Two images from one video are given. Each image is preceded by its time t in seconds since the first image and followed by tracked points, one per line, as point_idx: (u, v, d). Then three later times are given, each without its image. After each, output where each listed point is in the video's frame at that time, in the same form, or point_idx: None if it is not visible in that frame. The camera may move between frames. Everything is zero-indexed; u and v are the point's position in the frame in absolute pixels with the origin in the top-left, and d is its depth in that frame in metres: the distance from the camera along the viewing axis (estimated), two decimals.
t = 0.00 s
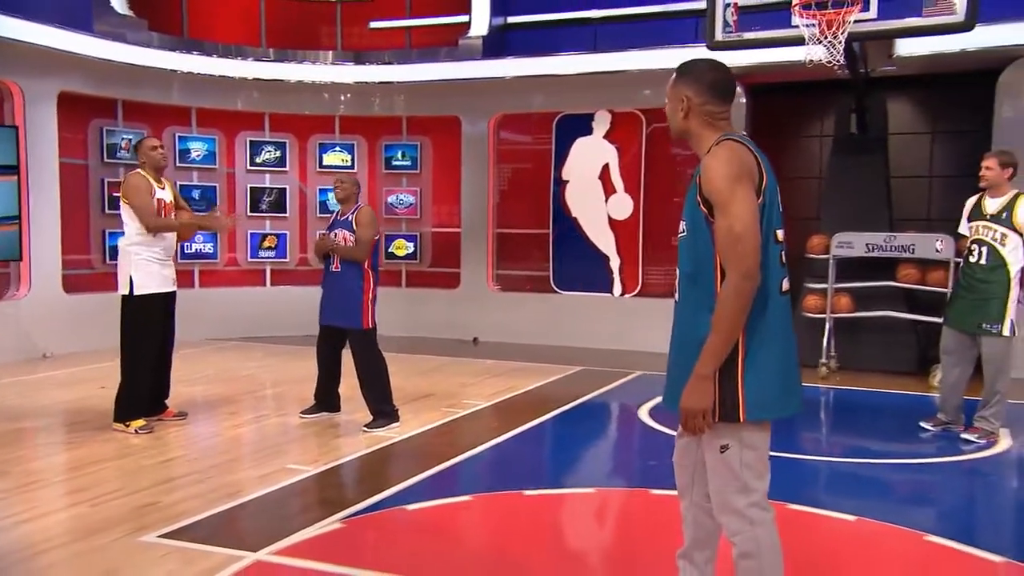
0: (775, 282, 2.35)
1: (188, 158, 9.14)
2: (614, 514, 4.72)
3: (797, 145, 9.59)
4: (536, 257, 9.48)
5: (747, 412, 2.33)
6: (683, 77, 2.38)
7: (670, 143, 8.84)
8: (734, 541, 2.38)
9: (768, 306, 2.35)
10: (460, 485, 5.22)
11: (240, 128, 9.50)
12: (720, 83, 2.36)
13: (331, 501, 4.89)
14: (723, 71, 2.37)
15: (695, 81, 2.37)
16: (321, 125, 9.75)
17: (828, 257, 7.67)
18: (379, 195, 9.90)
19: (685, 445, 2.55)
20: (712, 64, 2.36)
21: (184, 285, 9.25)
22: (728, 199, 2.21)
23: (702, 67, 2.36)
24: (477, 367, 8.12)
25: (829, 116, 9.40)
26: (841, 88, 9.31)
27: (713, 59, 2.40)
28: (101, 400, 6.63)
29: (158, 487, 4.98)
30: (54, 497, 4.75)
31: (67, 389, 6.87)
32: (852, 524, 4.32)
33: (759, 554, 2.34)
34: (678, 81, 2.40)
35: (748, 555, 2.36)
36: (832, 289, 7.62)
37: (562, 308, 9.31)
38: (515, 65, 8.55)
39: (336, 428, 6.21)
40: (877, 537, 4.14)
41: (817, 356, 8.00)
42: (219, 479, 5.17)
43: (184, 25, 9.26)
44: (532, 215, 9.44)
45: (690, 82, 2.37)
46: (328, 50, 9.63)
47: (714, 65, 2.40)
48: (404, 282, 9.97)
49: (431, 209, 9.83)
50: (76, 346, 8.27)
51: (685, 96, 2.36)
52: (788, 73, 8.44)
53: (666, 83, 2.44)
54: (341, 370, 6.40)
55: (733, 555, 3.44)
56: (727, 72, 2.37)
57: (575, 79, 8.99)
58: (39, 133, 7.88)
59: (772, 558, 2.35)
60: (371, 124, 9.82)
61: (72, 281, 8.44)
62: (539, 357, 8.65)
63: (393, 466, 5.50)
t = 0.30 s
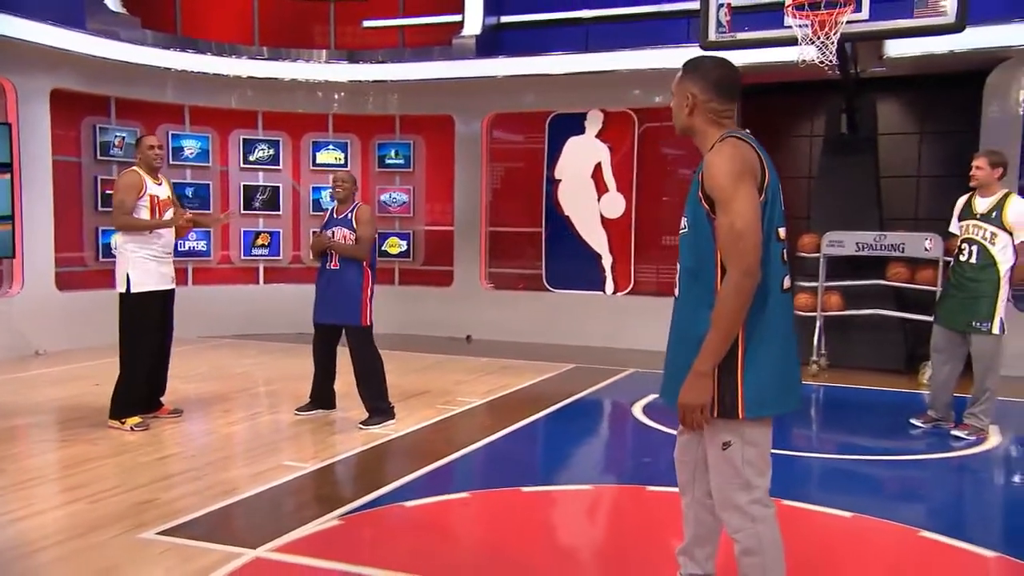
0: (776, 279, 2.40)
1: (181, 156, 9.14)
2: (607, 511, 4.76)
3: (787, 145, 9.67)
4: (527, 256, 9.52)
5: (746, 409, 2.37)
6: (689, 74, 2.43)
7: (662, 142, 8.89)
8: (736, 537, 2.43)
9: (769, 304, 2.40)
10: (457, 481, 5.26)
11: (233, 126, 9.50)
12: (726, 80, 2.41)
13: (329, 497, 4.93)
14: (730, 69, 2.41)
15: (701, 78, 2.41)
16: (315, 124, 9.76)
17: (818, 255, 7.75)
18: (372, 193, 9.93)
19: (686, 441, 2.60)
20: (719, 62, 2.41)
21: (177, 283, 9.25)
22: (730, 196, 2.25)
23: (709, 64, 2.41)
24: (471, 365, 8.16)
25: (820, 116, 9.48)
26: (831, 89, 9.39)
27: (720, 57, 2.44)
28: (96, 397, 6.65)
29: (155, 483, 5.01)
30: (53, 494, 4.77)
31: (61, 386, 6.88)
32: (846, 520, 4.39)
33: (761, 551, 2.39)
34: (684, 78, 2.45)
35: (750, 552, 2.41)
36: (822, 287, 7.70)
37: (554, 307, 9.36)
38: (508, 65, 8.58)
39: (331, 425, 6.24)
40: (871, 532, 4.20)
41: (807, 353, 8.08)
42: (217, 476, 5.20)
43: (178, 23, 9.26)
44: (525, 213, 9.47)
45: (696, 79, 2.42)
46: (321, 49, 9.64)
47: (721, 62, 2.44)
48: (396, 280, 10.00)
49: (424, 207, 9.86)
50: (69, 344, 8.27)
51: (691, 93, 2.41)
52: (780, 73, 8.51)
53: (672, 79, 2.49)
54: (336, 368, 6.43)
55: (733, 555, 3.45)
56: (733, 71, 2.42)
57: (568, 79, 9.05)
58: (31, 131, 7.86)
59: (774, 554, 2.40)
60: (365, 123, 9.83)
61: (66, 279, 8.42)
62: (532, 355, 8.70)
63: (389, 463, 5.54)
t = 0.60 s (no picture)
0: (776, 279, 2.46)
1: (174, 156, 9.15)
2: (603, 509, 4.83)
3: (775, 146, 9.78)
4: (518, 256, 9.57)
5: (747, 406, 2.43)
6: (693, 75, 2.50)
7: (652, 143, 8.97)
8: (738, 535, 2.49)
9: (769, 303, 2.46)
10: (454, 480, 5.32)
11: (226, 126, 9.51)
12: (728, 83, 2.48)
13: (325, 496, 4.97)
14: (732, 71, 2.49)
15: (704, 79, 2.48)
16: (307, 124, 9.78)
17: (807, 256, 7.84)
18: (364, 193, 9.97)
19: (687, 441, 2.67)
20: (722, 64, 2.48)
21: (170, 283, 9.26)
22: (732, 196, 2.32)
23: (712, 66, 2.48)
24: (464, 364, 8.22)
25: (807, 118, 9.59)
26: (819, 91, 9.51)
27: (723, 59, 2.51)
28: (90, 397, 6.66)
29: (153, 483, 5.04)
30: (51, 493, 4.79)
31: (55, 386, 6.89)
32: (838, 516, 4.47)
33: (762, 548, 2.45)
34: (687, 79, 2.51)
35: (751, 549, 2.47)
36: (810, 287, 7.80)
37: (546, 307, 9.43)
38: (499, 66, 8.64)
39: (326, 424, 6.29)
40: (864, 528, 4.29)
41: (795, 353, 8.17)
42: (214, 475, 5.23)
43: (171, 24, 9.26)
44: (517, 214, 9.52)
45: (699, 80, 2.49)
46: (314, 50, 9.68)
47: (725, 64, 2.51)
48: (389, 280, 10.04)
49: (416, 208, 9.91)
50: (61, 344, 8.26)
51: (694, 94, 2.47)
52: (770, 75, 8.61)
53: (676, 80, 2.56)
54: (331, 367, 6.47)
55: (733, 556, 3.48)
56: (735, 73, 2.49)
57: (559, 81, 9.12)
58: (23, 131, 7.85)
59: (775, 552, 2.46)
60: (357, 124, 9.86)
61: (58, 279, 8.40)
62: (524, 355, 8.77)
63: (384, 462, 5.59)
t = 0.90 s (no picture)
0: (780, 279, 2.53)
1: (169, 157, 9.16)
2: (601, 506, 4.90)
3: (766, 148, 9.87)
4: (512, 256, 9.63)
5: (751, 405, 2.50)
6: (698, 76, 2.57)
7: (645, 145, 9.05)
8: (742, 533, 2.55)
9: (773, 302, 2.53)
10: (453, 478, 5.37)
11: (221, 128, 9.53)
12: (732, 84, 2.55)
13: (325, 495, 5.02)
14: (736, 73, 2.55)
15: (709, 80, 2.55)
16: (301, 125, 9.81)
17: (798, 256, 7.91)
18: (359, 194, 10.02)
19: (689, 440, 2.73)
20: (726, 66, 2.55)
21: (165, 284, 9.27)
22: (737, 196, 2.38)
23: (717, 68, 2.54)
24: (459, 364, 8.27)
25: (798, 120, 9.69)
26: (809, 94, 9.61)
27: (727, 61, 2.58)
28: (88, 397, 6.69)
29: (153, 482, 5.07)
30: (53, 493, 4.82)
31: (52, 386, 6.91)
32: (835, 514, 4.55)
33: (766, 546, 2.51)
34: (692, 80, 2.58)
35: (755, 547, 2.53)
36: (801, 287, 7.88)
37: (539, 307, 9.49)
38: (493, 68, 8.69)
39: (324, 424, 6.33)
40: (860, 525, 4.36)
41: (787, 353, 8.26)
42: (214, 474, 5.27)
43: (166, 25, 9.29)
44: (511, 214, 9.58)
45: (704, 81, 2.56)
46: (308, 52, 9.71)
47: (729, 66, 2.58)
48: (383, 280, 10.09)
49: (411, 208, 9.96)
50: (56, 344, 8.27)
51: (698, 94, 2.54)
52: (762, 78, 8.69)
53: (681, 81, 2.62)
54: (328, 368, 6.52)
55: (735, 555, 3.53)
56: (739, 75, 2.56)
57: (552, 83, 9.19)
58: (17, 133, 7.85)
59: (778, 550, 2.53)
60: (352, 125, 9.90)
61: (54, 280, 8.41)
62: (519, 354, 8.83)
63: (382, 461, 5.63)
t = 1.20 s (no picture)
0: (780, 279, 2.59)
1: (161, 158, 9.16)
2: (597, 504, 4.96)
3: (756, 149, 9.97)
4: (504, 257, 9.69)
5: (753, 404, 2.56)
6: (698, 78, 2.63)
7: (636, 146, 9.12)
8: (743, 530, 2.61)
9: (774, 302, 2.59)
10: (449, 477, 5.42)
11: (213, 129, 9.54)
12: (731, 85, 2.61)
13: (323, 494, 5.06)
14: (735, 74, 2.62)
15: (709, 82, 2.61)
16: (294, 126, 9.83)
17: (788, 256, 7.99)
18: (351, 195, 10.06)
19: (689, 438, 2.80)
20: (725, 68, 2.61)
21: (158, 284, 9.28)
22: (739, 197, 2.44)
23: (716, 69, 2.61)
24: (453, 364, 8.32)
25: (787, 122, 9.79)
26: (798, 96, 9.72)
27: (726, 62, 2.64)
28: (83, 397, 6.70)
29: (151, 482, 5.10)
30: (52, 493, 4.84)
31: (46, 386, 6.91)
32: (829, 510, 4.62)
33: (767, 543, 2.58)
34: (692, 81, 2.64)
35: (756, 544, 2.59)
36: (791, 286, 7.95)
37: (531, 307, 9.55)
38: (485, 70, 8.73)
39: (320, 423, 6.36)
40: (852, 521, 4.44)
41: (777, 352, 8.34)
42: (211, 475, 5.30)
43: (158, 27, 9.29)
44: (503, 215, 9.63)
45: (704, 82, 2.62)
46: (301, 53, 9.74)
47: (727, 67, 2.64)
48: (376, 280, 10.12)
49: (403, 209, 10.01)
50: (48, 345, 8.25)
51: (699, 96, 2.60)
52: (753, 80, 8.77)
53: (681, 83, 2.68)
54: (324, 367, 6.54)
55: (733, 551, 3.60)
56: (738, 76, 2.62)
57: (545, 85, 9.25)
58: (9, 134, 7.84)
59: (779, 546, 2.59)
60: (345, 127, 9.94)
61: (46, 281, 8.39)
62: (512, 354, 8.88)
63: (378, 461, 5.66)
